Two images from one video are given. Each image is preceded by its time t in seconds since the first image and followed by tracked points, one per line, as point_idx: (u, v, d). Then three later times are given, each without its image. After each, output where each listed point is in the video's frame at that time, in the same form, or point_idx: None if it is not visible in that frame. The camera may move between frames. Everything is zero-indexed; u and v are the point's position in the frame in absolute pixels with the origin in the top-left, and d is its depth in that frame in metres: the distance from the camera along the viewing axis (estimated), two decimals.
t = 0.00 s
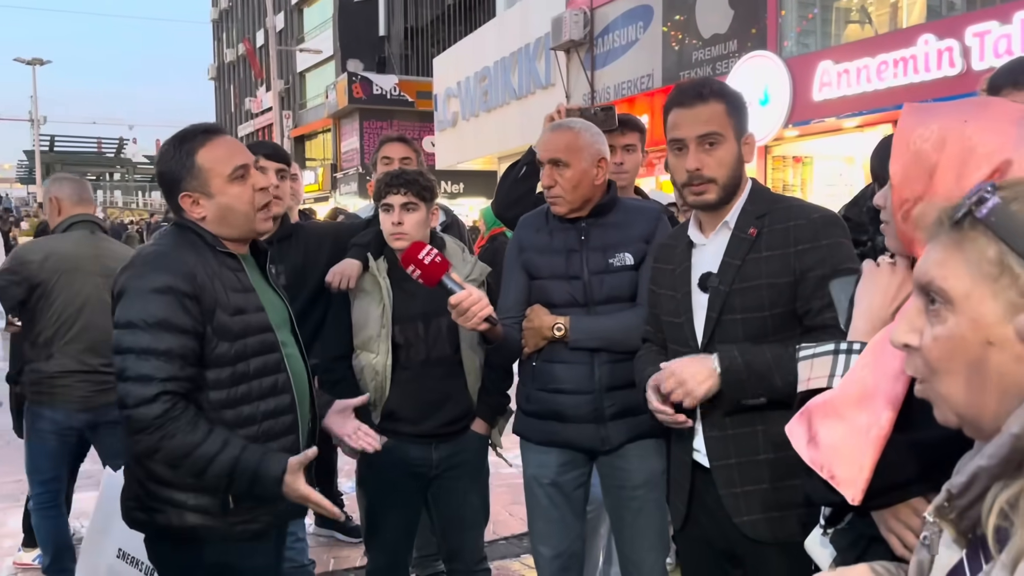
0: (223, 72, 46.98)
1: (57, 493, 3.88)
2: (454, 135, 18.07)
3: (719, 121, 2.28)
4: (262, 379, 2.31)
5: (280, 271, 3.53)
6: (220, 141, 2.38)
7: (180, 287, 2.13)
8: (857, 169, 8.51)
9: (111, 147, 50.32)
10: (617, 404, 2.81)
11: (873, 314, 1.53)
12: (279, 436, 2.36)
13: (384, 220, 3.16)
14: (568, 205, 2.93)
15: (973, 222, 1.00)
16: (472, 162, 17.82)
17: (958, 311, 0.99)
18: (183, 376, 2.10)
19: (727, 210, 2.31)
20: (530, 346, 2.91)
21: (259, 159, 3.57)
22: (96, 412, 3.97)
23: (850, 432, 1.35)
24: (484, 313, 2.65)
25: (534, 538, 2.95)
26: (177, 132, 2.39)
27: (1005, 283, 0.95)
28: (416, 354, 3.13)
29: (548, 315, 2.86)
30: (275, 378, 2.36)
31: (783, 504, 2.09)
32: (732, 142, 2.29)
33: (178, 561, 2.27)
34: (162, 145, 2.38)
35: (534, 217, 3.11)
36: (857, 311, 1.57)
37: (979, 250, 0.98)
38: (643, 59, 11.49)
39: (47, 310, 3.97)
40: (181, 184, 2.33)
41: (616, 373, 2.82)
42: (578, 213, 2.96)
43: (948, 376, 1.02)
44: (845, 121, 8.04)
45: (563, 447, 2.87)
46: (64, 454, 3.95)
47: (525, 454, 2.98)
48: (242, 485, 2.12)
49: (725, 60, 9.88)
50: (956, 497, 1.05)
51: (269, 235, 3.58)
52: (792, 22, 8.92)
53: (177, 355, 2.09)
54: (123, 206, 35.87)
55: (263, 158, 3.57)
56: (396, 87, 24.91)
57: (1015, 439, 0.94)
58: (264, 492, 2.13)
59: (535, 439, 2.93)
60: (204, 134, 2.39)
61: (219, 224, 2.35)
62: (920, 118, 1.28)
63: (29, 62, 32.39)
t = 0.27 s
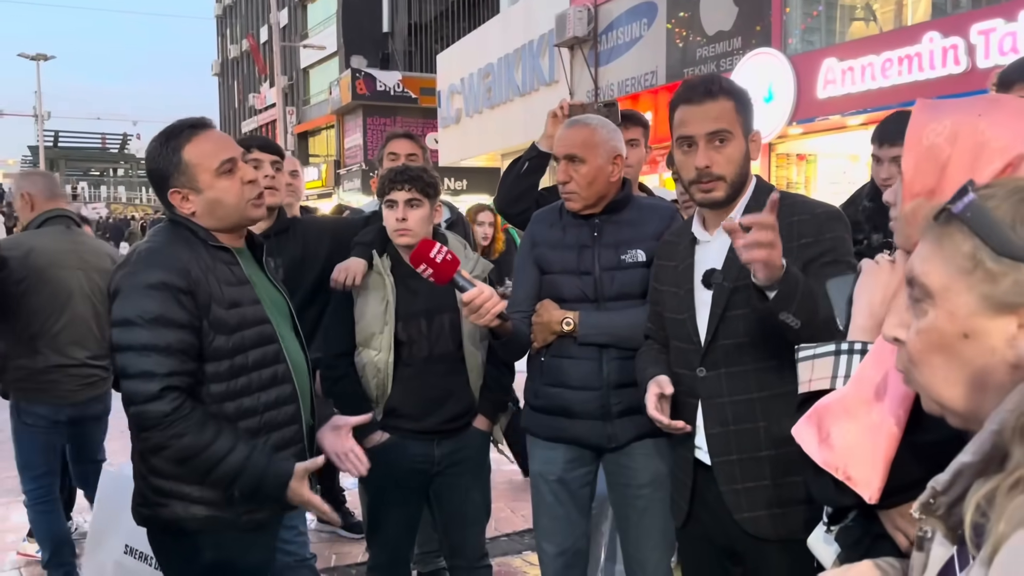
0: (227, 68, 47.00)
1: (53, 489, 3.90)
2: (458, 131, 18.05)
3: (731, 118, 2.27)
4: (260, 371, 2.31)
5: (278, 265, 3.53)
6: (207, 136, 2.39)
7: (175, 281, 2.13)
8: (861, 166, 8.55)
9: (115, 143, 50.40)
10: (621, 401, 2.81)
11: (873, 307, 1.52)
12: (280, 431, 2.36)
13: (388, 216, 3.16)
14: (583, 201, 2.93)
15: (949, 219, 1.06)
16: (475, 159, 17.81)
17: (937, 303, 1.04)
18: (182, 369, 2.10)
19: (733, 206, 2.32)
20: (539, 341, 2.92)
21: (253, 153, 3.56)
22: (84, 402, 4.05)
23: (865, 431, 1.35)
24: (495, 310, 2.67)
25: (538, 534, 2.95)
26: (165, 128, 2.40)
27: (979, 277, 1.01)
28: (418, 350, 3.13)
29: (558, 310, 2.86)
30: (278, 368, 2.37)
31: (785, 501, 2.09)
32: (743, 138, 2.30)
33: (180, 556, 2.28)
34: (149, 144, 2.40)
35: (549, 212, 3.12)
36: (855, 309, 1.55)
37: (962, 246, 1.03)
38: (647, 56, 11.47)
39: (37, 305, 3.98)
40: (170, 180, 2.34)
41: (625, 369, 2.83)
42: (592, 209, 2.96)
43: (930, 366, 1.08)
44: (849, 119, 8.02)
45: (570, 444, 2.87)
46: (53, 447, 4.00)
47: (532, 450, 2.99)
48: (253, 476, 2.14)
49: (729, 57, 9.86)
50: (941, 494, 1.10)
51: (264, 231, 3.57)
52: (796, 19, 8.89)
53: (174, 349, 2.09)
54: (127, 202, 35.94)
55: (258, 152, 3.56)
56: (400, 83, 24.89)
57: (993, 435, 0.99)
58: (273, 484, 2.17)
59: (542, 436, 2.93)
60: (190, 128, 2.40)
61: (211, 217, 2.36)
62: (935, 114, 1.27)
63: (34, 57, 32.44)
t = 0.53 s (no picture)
0: (232, 63, 47.02)
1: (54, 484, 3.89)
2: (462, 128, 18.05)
3: (739, 115, 2.27)
4: (267, 367, 2.31)
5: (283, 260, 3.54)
6: (224, 131, 2.39)
7: (184, 276, 2.14)
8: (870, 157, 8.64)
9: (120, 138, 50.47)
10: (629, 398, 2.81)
11: (898, 307, 1.52)
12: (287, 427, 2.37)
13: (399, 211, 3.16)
14: (592, 197, 2.92)
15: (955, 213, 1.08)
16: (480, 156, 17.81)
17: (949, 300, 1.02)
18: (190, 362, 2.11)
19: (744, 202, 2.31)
20: (547, 337, 2.92)
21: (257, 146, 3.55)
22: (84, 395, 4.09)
23: (882, 428, 1.35)
24: (503, 305, 2.68)
25: (546, 530, 2.96)
26: (184, 121, 2.40)
27: (978, 271, 1.02)
28: (426, 346, 3.14)
29: (566, 307, 2.87)
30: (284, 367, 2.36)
31: (795, 497, 2.09)
32: (753, 135, 2.29)
33: (187, 551, 2.28)
34: (169, 134, 2.39)
35: (555, 208, 3.12)
36: (878, 306, 1.55)
37: (965, 241, 1.05)
38: (653, 52, 11.46)
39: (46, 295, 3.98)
40: (187, 173, 2.35)
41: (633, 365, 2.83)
42: (601, 205, 2.95)
43: (943, 361, 1.09)
44: (855, 117, 8.00)
45: (578, 440, 2.87)
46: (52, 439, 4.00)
47: (539, 447, 2.99)
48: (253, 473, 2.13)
49: (735, 54, 9.84)
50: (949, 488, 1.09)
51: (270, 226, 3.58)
52: (802, 16, 8.88)
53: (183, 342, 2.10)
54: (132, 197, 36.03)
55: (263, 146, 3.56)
56: (404, 79, 24.88)
57: (1002, 434, 1.02)
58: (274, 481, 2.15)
59: (549, 432, 2.94)
60: (211, 123, 2.41)
61: (223, 214, 2.37)
62: (951, 113, 1.27)
63: (40, 52, 32.50)
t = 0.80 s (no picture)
0: (238, 57, 47.01)
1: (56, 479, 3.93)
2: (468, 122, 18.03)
3: (748, 108, 2.25)
4: (279, 359, 2.31)
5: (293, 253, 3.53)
6: (246, 124, 2.38)
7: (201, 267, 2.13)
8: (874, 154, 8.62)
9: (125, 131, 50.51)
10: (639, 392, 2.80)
11: (918, 302, 1.52)
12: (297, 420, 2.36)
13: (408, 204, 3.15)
14: (599, 192, 2.91)
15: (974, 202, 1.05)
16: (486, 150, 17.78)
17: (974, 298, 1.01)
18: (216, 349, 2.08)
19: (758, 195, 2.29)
20: (555, 333, 2.91)
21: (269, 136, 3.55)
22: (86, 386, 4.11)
23: (913, 423, 1.35)
24: (512, 299, 2.66)
25: (556, 525, 2.95)
26: (208, 110, 2.39)
27: (998, 265, 1.01)
28: (434, 339, 3.13)
29: (575, 302, 2.86)
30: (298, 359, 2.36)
31: (809, 492, 2.07)
32: (763, 128, 2.26)
33: (198, 543, 2.28)
34: (190, 122, 2.39)
35: (560, 203, 3.10)
36: (899, 303, 1.54)
37: (986, 231, 1.03)
38: (661, 47, 11.42)
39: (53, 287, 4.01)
40: (202, 160, 2.34)
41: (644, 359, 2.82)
42: (607, 200, 2.93)
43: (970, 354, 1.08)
44: (863, 112, 7.96)
45: (587, 435, 2.86)
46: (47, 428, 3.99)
47: (548, 441, 2.98)
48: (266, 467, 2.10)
49: (743, 48, 9.80)
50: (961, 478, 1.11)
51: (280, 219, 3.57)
52: (811, 10, 8.84)
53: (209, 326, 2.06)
54: (138, 190, 36.08)
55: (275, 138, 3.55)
56: (410, 73, 24.84)
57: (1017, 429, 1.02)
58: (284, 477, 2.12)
59: (558, 426, 2.93)
60: (233, 115, 2.40)
61: (234, 205, 2.35)
62: (974, 108, 1.25)
63: (47, 44, 32.54)
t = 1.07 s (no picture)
0: (241, 52, 47.00)
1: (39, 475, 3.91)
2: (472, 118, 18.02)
3: (718, 106, 2.26)
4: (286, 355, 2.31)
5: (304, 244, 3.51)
6: (278, 122, 2.34)
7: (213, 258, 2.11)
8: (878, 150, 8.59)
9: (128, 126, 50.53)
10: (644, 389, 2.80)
11: (927, 297, 1.51)
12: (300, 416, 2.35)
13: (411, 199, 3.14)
14: (605, 187, 2.90)
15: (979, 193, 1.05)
16: (489, 146, 17.77)
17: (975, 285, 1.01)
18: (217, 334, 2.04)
19: (766, 191, 2.27)
20: (559, 328, 2.90)
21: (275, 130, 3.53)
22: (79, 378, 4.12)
23: (921, 423, 1.34)
24: (519, 294, 2.66)
25: (559, 522, 2.94)
26: (238, 104, 2.36)
27: (1002, 258, 1.00)
28: (438, 335, 3.12)
29: (580, 297, 2.85)
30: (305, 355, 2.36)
31: (815, 491, 2.07)
32: (734, 126, 2.25)
33: (201, 539, 2.28)
34: (218, 115, 2.36)
35: (567, 199, 3.09)
36: (907, 300, 1.54)
37: (991, 225, 1.02)
38: (665, 43, 11.40)
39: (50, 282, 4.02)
40: (230, 158, 2.32)
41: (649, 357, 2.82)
42: (613, 196, 2.92)
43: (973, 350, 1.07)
44: (868, 109, 7.94)
45: (590, 431, 2.85)
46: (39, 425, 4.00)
47: (552, 438, 2.98)
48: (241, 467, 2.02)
49: (748, 45, 9.78)
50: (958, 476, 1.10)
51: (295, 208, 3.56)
52: (816, 7, 8.81)
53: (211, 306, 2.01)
54: (142, 185, 36.12)
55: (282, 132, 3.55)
56: (414, 69, 24.83)
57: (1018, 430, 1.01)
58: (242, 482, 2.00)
59: (561, 423, 2.93)
60: (264, 111, 2.36)
61: (262, 204, 2.35)
62: (983, 103, 1.24)
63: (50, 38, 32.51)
